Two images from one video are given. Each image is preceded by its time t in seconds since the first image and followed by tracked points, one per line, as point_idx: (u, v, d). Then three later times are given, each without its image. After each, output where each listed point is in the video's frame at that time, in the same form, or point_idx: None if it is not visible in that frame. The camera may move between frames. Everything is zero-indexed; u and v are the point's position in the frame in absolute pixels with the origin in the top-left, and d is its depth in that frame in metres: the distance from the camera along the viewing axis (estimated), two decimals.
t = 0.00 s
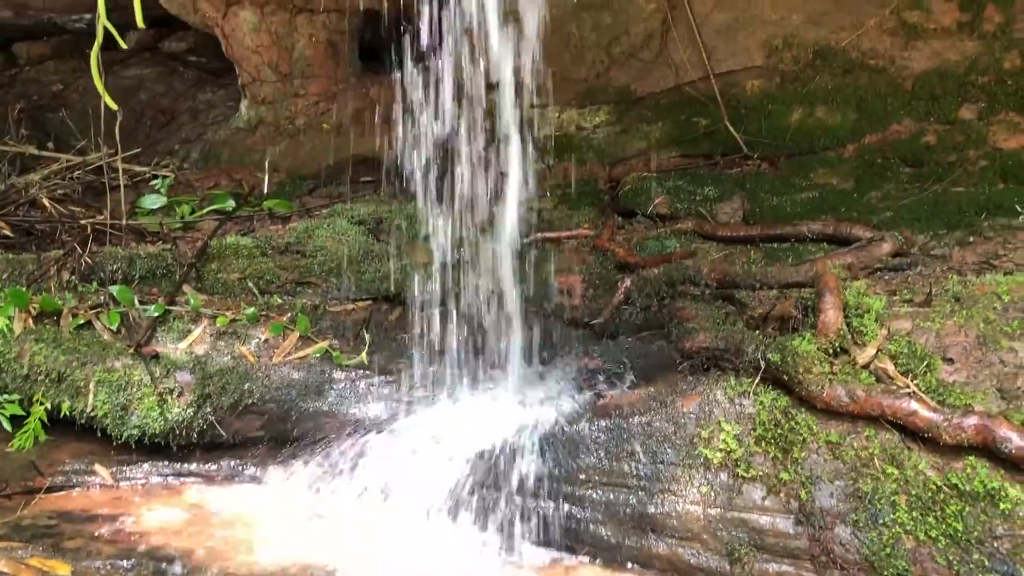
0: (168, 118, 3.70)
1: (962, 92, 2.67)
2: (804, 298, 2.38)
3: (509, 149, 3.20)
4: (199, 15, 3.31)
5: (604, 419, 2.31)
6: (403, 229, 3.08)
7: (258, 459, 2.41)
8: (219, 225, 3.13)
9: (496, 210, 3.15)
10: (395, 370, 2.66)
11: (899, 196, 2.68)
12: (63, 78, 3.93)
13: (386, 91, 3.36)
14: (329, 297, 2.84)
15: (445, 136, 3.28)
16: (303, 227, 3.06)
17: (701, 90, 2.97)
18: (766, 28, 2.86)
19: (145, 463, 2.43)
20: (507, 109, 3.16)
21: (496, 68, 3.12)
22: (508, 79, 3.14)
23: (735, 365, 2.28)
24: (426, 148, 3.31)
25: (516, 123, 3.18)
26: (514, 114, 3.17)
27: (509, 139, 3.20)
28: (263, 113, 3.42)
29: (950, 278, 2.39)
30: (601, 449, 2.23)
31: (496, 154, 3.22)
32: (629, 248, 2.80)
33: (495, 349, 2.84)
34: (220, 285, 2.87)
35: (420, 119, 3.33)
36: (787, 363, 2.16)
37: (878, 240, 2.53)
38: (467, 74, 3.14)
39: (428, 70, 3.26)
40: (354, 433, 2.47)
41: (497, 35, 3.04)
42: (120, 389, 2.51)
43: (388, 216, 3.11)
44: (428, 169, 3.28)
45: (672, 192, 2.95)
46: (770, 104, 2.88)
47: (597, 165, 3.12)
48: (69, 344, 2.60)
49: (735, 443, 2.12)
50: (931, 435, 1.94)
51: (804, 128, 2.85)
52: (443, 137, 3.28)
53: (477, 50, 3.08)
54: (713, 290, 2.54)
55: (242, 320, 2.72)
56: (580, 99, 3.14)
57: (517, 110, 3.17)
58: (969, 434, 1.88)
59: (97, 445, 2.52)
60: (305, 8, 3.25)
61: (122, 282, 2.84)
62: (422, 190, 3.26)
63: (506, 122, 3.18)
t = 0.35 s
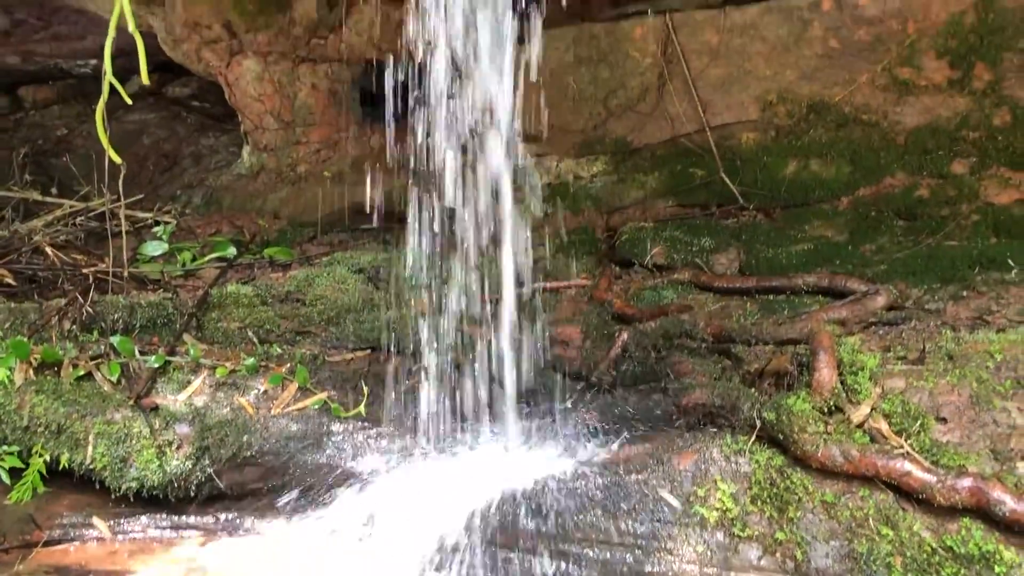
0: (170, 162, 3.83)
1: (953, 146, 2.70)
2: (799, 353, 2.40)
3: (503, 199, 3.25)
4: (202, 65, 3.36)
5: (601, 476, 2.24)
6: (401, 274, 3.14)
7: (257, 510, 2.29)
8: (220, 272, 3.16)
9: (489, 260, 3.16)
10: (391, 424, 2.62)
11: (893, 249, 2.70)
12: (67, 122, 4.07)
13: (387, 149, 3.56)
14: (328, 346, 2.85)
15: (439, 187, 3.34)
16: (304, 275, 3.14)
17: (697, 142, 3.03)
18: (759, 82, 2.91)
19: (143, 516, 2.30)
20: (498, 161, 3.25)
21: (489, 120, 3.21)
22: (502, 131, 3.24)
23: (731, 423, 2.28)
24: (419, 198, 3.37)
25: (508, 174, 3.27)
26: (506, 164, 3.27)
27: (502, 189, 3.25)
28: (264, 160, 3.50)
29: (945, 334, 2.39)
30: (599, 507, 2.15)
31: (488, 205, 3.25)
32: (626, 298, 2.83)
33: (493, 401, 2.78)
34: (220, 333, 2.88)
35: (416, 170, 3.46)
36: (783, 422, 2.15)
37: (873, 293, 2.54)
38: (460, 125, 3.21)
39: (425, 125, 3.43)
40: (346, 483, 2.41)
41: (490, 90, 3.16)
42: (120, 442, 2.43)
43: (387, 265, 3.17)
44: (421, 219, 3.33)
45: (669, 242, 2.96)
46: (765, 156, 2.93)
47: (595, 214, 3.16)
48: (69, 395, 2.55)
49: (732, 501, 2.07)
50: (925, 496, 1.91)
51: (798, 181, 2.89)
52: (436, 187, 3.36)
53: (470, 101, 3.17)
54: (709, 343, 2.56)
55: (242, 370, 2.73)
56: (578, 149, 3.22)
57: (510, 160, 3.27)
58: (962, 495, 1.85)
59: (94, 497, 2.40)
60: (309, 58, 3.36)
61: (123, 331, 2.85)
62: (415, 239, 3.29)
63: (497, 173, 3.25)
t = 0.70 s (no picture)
0: (174, 190, 3.91)
1: (952, 179, 2.72)
2: (799, 386, 2.39)
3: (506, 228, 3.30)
4: (207, 93, 3.46)
5: (603, 510, 2.21)
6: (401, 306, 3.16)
7: (258, 544, 2.22)
8: (222, 301, 3.17)
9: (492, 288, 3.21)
10: (391, 453, 2.56)
11: (892, 280, 2.72)
12: (71, 149, 4.16)
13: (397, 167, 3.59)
14: (329, 376, 2.84)
15: (443, 219, 3.39)
16: (304, 304, 3.15)
17: (696, 171, 3.05)
18: (759, 114, 2.92)
19: (142, 548, 2.25)
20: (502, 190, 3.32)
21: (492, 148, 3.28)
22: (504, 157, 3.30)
23: (731, 457, 2.25)
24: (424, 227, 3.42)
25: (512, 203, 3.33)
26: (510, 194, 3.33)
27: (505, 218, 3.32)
28: (268, 188, 3.60)
29: (943, 367, 2.40)
30: (601, 542, 2.11)
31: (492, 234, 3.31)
32: (626, 328, 2.84)
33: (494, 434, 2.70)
34: (222, 362, 2.88)
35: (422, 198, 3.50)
36: (784, 458, 2.13)
37: (872, 325, 2.56)
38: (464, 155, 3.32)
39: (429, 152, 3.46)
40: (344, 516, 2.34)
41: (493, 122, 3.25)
42: (120, 473, 2.40)
43: (387, 293, 3.20)
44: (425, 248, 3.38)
45: (669, 272, 2.98)
46: (764, 186, 2.95)
47: (595, 243, 3.18)
48: (71, 426, 2.52)
49: (732, 536, 2.04)
50: (925, 532, 1.90)
51: (797, 212, 2.90)
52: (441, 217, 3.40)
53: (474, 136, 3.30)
54: (709, 376, 2.57)
55: (243, 400, 2.70)
56: (578, 178, 3.24)
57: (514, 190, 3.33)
58: (962, 532, 1.85)
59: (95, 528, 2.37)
60: (311, 88, 3.41)
61: (125, 360, 2.85)
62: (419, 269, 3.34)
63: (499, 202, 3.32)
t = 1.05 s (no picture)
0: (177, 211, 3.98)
1: (952, 203, 2.72)
2: (801, 412, 2.38)
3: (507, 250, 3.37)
4: (211, 115, 3.53)
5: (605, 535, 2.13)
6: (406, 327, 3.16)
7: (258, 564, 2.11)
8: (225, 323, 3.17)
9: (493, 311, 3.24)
10: (394, 476, 2.58)
11: (893, 304, 2.73)
12: (74, 169, 4.24)
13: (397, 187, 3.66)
14: (331, 399, 2.85)
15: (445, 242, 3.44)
16: (307, 327, 3.17)
17: (698, 196, 3.04)
18: (760, 139, 2.94)
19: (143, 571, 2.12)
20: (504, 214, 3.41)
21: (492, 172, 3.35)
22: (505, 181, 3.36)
23: (733, 484, 2.23)
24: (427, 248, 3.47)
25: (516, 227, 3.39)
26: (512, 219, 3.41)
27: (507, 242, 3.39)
28: (269, 210, 3.64)
29: (946, 392, 2.39)
30: (602, 568, 2.06)
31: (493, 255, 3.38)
32: (629, 352, 2.85)
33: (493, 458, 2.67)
34: (225, 386, 2.88)
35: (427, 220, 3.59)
36: (786, 484, 2.10)
37: (874, 349, 2.57)
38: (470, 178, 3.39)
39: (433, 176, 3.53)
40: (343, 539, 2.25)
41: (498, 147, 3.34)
42: (123, 498, 2.35)
43: (392, 315, 3.23)
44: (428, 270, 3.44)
45: (670, 295, 3.01)
46: (765, 210, 2.95)
47: (597, 265, 3.20)
48: (74, 451, 2.50)
49: (735, 564, 2.01)
50: (928, 561, 1.89)
51: (798, 236, 2.91)
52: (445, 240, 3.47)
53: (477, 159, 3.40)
54: (712, 401, 2.56)
55: (246, 424, 2.69)
56: (580, 202, 3.25)
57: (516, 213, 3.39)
58: (965, 560, 1.85)
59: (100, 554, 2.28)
60: (315, 110, 3.48)
61: (129, 384, 2.86)
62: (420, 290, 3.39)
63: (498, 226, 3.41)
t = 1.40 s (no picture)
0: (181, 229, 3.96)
1: (953, 224, 2.72)
2: (806, 434, 2.36)
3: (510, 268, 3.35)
4: (215, 134, 3.55)
5: (608, 560, 2.11)
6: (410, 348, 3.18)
7: None
8: (228, 343, 3.18)
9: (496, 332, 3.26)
10: (396, 500, 2.52)
11: (896, 325, 2.74)
12: (78, 189, 4.20)
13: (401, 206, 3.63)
14: (333, 419, 2.85)
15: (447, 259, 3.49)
16: (310, 347, 3.16)
17: (700, 216, 3.06)
18: (761, 159, 2.94)
19: None
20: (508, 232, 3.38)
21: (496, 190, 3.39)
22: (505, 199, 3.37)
23: (738, 506, 2.20)
24: (431, 266, 3.50)
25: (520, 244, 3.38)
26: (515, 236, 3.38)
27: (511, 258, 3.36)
28: (273, 229, 3.65)
29: (948, 414, 2.38)
30: None
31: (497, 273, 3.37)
32: (633, 373, 2.87)
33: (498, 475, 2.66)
34: (228, 407, 2.88)
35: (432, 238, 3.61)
36: (789, 508, 2.08)
37: (877, 369, 2.57)
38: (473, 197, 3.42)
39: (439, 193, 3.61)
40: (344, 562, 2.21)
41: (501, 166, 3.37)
42: (126, 520, 2.32)
43: (394, 335, 3.25)
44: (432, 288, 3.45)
45: (673, 315, 3.03)
46: (767, 230, 2.96)
47: (599, 284, 3.20)
48: (77, 473, 2.47)
49: None
50: None
51: (801, 255, 2.91)
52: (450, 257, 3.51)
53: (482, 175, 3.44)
54: (716, 423, 2.56)
55: (248, 446, 2.67)
56: (582, 221, 3.26)
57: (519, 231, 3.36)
58: None
59: None
60: (318, 130, 3.52)
61: (132, 405, 2.86)
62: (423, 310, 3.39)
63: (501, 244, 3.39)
